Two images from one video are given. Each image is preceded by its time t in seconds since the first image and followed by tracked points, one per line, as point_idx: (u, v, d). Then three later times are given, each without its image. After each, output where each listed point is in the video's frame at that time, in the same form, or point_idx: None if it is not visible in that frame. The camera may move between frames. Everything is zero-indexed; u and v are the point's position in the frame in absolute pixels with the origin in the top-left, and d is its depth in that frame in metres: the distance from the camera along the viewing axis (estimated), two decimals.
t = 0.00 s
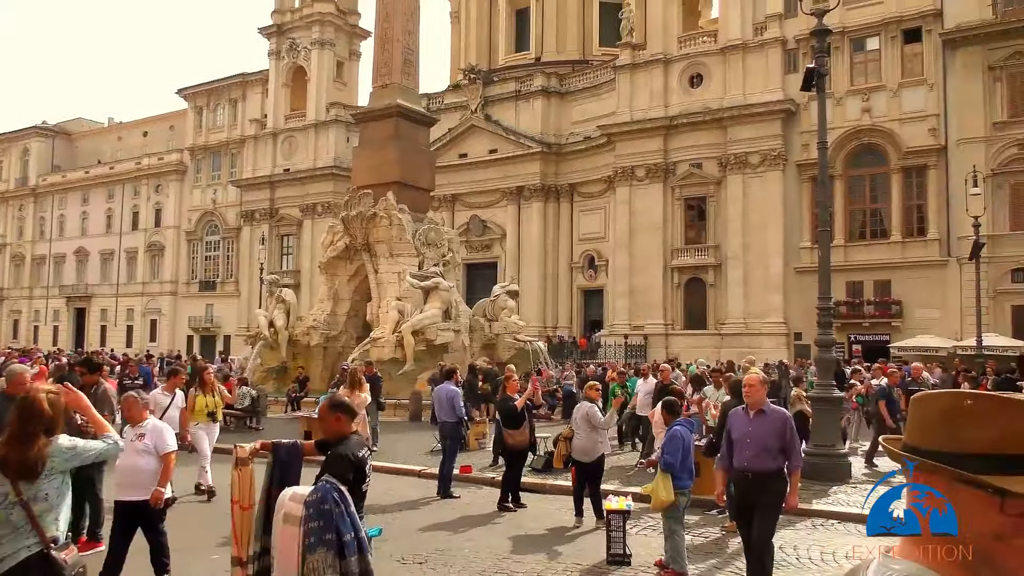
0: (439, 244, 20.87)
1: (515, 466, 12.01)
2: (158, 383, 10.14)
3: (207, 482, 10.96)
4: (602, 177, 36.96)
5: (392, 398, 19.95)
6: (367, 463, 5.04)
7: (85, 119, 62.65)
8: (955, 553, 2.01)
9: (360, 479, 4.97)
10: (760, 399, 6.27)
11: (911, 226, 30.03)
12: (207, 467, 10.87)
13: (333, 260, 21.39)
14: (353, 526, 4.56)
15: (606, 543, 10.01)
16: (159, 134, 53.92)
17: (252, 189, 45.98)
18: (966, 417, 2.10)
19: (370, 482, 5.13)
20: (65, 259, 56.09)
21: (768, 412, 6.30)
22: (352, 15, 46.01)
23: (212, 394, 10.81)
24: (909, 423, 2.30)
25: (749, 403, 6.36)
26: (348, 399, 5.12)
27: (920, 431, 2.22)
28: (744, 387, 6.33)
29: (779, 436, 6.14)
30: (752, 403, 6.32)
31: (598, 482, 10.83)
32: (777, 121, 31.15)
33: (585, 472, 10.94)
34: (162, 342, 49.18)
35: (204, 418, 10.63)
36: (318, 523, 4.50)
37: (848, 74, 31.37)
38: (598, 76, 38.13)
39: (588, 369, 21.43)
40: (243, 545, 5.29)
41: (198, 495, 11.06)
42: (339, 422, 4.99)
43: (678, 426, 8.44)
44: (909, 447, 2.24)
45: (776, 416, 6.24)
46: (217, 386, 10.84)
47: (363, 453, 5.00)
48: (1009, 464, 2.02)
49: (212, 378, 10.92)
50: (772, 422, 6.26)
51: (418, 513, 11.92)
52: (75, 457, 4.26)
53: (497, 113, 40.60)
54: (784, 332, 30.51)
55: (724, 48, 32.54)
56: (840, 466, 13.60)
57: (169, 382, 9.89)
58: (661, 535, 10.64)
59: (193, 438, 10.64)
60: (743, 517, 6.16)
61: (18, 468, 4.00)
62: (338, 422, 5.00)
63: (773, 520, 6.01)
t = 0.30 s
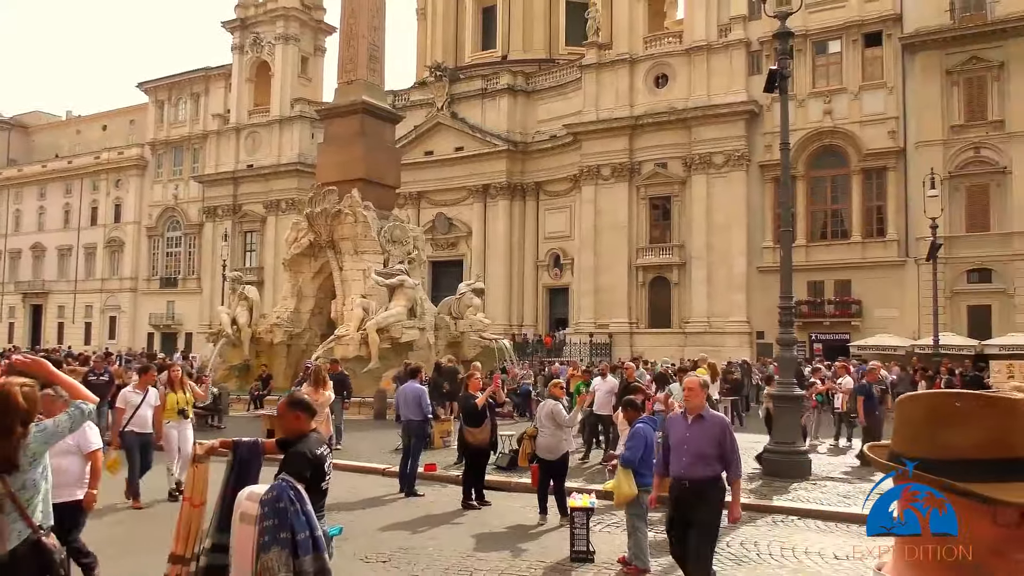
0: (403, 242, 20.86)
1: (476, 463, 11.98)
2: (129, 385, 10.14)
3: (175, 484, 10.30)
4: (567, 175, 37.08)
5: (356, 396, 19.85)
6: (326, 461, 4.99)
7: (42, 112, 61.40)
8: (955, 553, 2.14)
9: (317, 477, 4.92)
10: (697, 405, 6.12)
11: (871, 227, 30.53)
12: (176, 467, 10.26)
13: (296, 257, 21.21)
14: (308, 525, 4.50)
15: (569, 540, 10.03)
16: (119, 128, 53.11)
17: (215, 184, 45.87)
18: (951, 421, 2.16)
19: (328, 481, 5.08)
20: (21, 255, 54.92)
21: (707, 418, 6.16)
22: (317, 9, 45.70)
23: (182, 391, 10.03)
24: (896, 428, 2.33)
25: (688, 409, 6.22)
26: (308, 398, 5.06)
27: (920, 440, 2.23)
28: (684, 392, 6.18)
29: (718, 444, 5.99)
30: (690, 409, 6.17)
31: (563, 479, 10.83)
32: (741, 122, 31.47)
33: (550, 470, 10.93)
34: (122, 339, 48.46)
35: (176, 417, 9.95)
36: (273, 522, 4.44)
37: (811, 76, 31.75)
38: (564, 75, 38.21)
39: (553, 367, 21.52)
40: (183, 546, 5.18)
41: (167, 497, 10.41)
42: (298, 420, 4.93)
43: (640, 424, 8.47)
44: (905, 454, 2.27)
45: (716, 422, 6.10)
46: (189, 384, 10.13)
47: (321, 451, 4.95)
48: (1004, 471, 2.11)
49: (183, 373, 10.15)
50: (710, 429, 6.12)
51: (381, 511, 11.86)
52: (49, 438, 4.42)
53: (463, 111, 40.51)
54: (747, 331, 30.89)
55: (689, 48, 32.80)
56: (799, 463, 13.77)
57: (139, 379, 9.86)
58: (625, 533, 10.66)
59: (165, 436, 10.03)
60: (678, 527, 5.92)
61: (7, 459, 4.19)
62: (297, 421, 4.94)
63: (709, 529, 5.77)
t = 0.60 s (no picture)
0: (384, 239, 20.70)
1: (453, 460, 11.99)
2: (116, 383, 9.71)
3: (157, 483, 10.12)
4: (548, 173, 37.12)
5: (336, 393, 19.79)
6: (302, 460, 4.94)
7: (16, 107, 60.65)
8: (957, 555, 1.91)
9: (291, 475, 4.88)
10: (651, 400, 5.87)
11: (849, 226, 30.78)
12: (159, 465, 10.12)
13: (276, 254, 21.13)
14: (278, 523, 4.47)
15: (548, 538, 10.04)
16: (96, 122, 52.60)
17: (194, 179, 45.55)
18: (980, 422, 1.89)
19: (305, 479, 5.06)
20: None
21: (662, 413, 5.90)
22: (297, 5, 45.47)
23: (170, 391, 9.94)
24: (914, 429, 2.08)
25: (640, 406, 5.99)
26: (287, 394, 5.03)
27: (939, 447, 1.96)
28: (636, 388, 5.94)
29: (671, 440, 5.73)
30: (644, 404, 5.92)
31: (542, 476, 10.84)
32: (720, 120, 31.65)
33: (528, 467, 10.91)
34: (98, 336, 48.04)
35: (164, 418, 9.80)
36: (242, 518, 4.44)
37: (790, 75, 31.96)
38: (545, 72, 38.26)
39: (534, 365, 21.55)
40: (162, 527, 5.08)
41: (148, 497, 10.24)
42: (276, 417, 4.89)
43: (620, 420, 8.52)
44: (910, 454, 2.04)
45: (669, 417, 5.84)
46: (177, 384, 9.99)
47: (296, 449, 4.91)
48: (1015, 478, 1.86)
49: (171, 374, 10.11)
50: (663, 425, 5.88)
51: (360, 508, 11.85)
52: (47, 432, 4.66)
53: (443, 108, 40.45)
54: (726, 329, 31.09)
55: (669, 47, 32.94)
56: (778, 459, 13.88)
57: (130, 378, 9.52)
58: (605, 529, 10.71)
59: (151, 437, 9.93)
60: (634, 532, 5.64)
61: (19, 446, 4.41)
62: (275, 417, 4.90)
63: (662, 530, 5.53)
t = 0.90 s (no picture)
0: (368, 236, 20.92)
1: (433, 460, 11.92)
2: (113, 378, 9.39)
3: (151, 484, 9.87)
4: (532, 170, 37.10)
5: (319, 391, 19.72)
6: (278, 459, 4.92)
7: None
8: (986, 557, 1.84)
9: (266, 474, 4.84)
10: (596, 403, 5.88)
11: (831, 225, 30.93)
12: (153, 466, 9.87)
13: (259, 251, 21.03)
14: (249, 521, 4.43)
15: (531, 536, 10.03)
16: (76, 117, 52.11)
17: (176, 175, 45.24)
18: None
19: (283, 477, 5.05)
20: None
21: (606, 414, 5.93)
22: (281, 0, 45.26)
23: (168, 389, 9.73)
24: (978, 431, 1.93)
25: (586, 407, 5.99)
26: (268, 393, 5.02)
27: (1000, 461, 1.81)
28: (580, 390, 5.93)
29: (614, 442, 5.77)
30: (588, 406, 5.94)
31: (525, 474, 10.81)
32: (704, 119, 31.76)
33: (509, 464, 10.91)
34: (79, 333, 47.63)
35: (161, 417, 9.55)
36: (213, 515, 4.39)
37: (773, 74, 32.09)
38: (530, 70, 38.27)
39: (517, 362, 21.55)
40: (154, 531, 5.05)
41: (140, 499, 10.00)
42: (259, 414, 4.88)
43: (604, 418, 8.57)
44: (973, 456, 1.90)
45: (613, 417, 5.86)
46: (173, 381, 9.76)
47: (273, 449, 4.88)
48: None
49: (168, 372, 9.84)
50: (609, 426, 5.90)
51: (343, 506, 11.80)
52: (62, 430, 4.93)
53: (427, 105, 40.34)
54: (709, 326, 31.23)
55: (654, 46, 33.00)
56: (761, 457, 13.91)
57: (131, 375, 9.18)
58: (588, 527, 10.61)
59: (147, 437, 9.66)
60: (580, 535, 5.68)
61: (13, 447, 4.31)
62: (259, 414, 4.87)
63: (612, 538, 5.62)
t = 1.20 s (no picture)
0: (349, 234, 20.87)
1: (412, 461, 11.87)
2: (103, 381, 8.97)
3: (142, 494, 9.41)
4: (513, 170, 37.09)
5: (298, 390, 19.60)
6: (250, 458, 4.86)
7: None
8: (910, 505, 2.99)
9: (238, 473, 4.78)
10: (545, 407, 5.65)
11: (811, 225, 31.13)
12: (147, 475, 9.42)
13: (239, 249, 20.92)
14: (218, 521, 4.38)
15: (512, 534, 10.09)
16: (53, 113, 51.55)
17: (155, 173, 44.87)
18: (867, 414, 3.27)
19: (259, 477, 4.98)
20: None
21: (556, 419, 5.68)
22: None
23: (157, 391, 9.42)
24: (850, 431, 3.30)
25: (535, 412, 5.75)
26: (243, 393, 4.99)
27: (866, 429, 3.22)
28: (530, 393, 5.69)
29: (564, 452, 5.54)
30: (538, 410, 5.68)
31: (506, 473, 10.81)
32: (686, 119, 31.90)
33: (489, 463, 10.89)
34: (56, 332, 47.14)
35: (152, 419, 9.30)
36: (181, 516, 4.30)
37: (753, 75, 32.27)
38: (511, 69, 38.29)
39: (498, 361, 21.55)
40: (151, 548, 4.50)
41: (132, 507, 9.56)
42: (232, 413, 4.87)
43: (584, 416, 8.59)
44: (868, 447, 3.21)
45: (564, 424, 5.63)
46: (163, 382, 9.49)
47: (246, 449, 4.82)
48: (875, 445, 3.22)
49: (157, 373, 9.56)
50: (558, 433, 5.67)
51: (321, 506, 11.74)
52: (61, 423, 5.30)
53: (409, 103, 40.25)
54: (690, 326, 31.38)
55: (636, 46, 33.10)
56: (740, 456, 13.98)
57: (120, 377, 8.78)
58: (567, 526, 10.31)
59: (139, 442, 9.29)
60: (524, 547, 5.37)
61: None
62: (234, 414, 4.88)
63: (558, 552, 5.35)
